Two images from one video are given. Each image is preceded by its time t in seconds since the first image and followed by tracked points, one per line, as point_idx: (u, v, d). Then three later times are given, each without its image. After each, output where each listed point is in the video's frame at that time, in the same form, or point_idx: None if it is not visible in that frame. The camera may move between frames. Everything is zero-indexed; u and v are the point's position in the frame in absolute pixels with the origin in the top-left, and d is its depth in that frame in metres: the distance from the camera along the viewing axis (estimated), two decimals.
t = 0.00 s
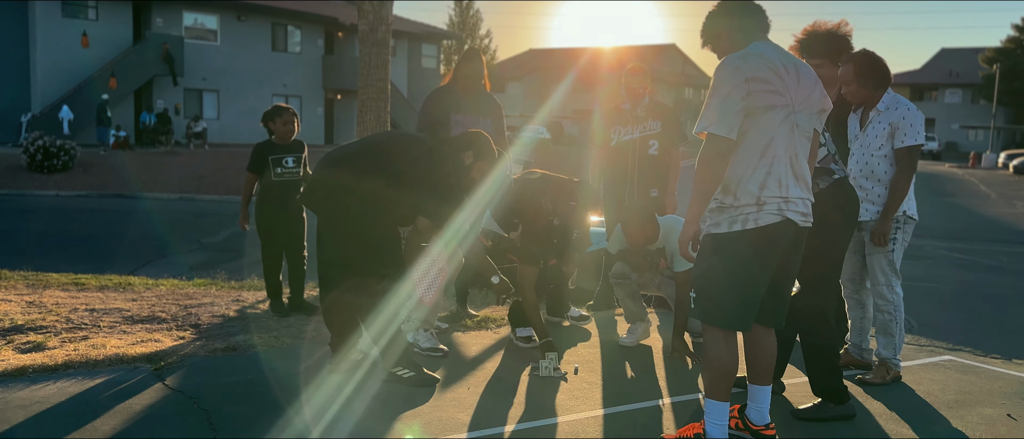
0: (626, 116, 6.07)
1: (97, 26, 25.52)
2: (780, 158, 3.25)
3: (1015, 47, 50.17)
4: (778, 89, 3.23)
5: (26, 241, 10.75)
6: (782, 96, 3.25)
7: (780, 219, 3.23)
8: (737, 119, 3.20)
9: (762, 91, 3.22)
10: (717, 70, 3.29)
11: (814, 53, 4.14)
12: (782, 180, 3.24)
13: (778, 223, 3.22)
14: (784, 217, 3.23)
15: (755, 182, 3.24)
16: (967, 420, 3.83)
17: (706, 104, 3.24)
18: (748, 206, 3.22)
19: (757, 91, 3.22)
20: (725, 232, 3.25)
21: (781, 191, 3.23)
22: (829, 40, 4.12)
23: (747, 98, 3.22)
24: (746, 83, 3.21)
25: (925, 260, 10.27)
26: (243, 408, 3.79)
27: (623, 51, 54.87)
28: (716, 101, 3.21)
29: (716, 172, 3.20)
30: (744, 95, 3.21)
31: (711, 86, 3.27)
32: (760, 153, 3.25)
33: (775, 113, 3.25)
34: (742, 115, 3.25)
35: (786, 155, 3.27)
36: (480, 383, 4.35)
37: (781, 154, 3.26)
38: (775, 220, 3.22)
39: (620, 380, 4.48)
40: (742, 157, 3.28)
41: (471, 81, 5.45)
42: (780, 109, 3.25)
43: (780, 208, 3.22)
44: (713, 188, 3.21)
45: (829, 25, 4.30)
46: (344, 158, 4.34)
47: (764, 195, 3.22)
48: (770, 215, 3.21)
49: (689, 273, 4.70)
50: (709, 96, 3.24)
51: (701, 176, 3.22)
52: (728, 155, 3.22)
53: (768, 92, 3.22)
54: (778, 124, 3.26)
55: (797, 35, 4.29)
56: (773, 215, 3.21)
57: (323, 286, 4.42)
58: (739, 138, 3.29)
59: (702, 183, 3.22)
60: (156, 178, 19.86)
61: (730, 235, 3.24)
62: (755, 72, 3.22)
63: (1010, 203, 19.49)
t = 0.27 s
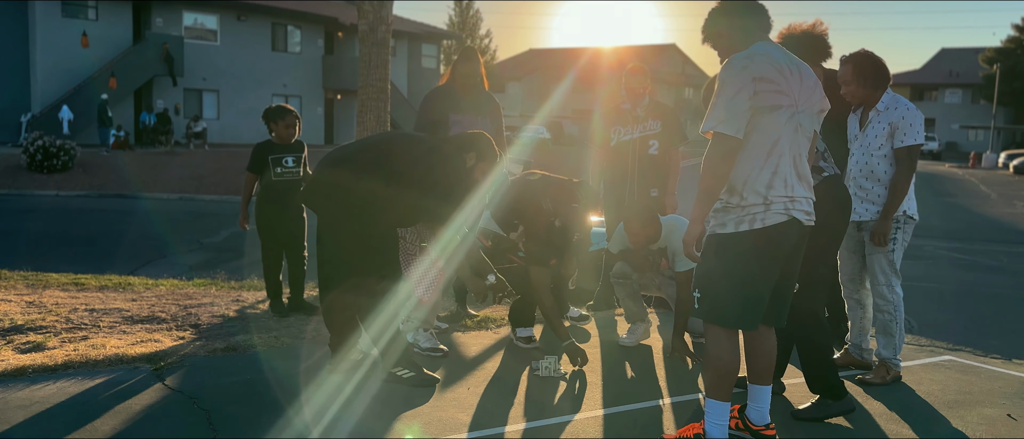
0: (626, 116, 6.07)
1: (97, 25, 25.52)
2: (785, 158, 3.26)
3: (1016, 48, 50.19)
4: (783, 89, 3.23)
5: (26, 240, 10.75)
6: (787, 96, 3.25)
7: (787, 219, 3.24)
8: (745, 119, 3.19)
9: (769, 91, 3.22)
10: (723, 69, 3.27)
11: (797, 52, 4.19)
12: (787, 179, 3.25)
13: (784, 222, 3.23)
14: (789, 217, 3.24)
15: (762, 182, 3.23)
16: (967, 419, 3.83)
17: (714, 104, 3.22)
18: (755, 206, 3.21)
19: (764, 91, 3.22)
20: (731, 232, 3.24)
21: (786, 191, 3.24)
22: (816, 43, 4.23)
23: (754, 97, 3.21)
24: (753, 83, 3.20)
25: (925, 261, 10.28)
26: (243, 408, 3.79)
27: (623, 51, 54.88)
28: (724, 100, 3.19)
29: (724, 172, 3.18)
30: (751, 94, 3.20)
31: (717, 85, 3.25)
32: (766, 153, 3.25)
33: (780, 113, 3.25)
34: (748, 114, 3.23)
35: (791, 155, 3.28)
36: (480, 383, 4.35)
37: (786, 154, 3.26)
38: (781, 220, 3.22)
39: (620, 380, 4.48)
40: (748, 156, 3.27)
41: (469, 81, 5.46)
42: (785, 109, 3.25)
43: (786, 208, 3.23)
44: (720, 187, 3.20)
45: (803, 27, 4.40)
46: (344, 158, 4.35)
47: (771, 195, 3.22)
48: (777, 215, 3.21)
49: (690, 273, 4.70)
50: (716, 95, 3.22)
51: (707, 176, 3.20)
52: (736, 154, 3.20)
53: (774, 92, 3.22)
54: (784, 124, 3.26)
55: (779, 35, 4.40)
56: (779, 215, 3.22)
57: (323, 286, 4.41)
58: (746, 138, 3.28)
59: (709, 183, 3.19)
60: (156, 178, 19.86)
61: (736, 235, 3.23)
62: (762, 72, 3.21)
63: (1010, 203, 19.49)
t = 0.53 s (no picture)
0: (626, 115, 6.06)
1: (97, 26, 25.52)
2: (789, 158, 3.26)
3: (1016, 48, 50.20)
4: (787, 89, 3.24)
5: (26, 240, 10.76)
6: (791, 96, 3.25)
7: (791, 219, 3.24)
8: (750, 119, 3.18)
9: (773, 91, 3.22)
10: (727, 69, 3.27)
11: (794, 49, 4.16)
12: (792, 180, 3.26)
13: (789, 223, 3.23)
14: (794, 217, 3.24)
15: (767, 182, 3.23)
16: (967, 419, 3.83)
17: (719, 103, 3.22)
18: (761, 206, 3.21)
19: (769, 91, 3.22)
20: (736, 233, 3.23)
21: (792, 191, 3.25)
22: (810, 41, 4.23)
23: (759, 97, 3.22)
24: (758, 82, 3.20)
25: (925, 261, 10.29)
26: (243, 409, 3.78)
27: (623, 51, 54.90)
28: (729, 100, 3.18)
29: (729, 172, 3.18)
30: (756, 94, 3.20)
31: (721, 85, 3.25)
32: (771, 153, 3.25)
33: (784, 113, 3.25)
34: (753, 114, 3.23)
35: (795, 155, 3.28)
36: (480, 383, 4.35)
37: (790, 154, 3.26)
38: (786, 220, 3.23)
39: (620, 380, 4.48)
40: (753, 156, 3.26)
41: (462, 80, 5.44)
42: (789, 109, 3.26)
43: (791, 208, 3.23)
44: (725, 188, 3.19)
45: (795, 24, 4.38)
46: (344, 158, 4.35)
47: (776, 195, 3.22)
48: (781, 215, 3.21)
49: (690, 273, 4.70)
50: (720, 95, 3.21)
51: (712, 177, 3.20)
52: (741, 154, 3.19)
53: (779, 91, 3.23)
54: (788, 124, 3.26)
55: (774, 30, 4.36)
56: (784, 215, 3.22)
57: (323, 286, 4.41)
58: (751, 138, 3.28)
59: (714, 183, 3.19)
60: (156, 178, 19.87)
61: (740, 235, 3.22)
62: (766, 72, 3.21)
63: (1010, 204, 19.50)
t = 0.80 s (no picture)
0: (626, 115, 6.07)
1: (97, 26, 25.52)
2: (792, 158, 3.27)
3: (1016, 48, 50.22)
4: (790, 89, 3.24)
5: (27, 241, 10.76)
6: (794, 97, 3.26)
7: (794, 219, 3.24)
8: (754, 119, 3.18)
9: (777, 91, 3.22)
10: (730, 70, 3.26)
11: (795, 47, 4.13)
12: (795, 179, 3.27)
13: (792, 223, 3.24)
14: (797, 217, 3.25)
15: (771, 182, 3.23)
16: (967, 419, 3.84)
17: (722, 105, 3.21)
18: (763, 206, 3.21)
19: (772, 91, 3.22)
20: (740, 233, 3.24)
21: (795, 191, 3.25)
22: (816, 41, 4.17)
23: (763, 97, 3.22)
24: (762, 83, 3.20)
25: (924, 261, 10.30)
26: (242, 409, 3.78)
27: (623, 51, 54.91)
28: (733, 100, 3.18)
29: (732, 172, 3.17)
30: (760, 94, 3.20)
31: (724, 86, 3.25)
32: (774, 153, 3.25)
33: (788, 114, 3.26)
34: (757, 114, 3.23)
35: (798, 155, 3.29)
36: (479, 383, 4.35)
37: (793, 154, 3.27)
38: (789, 220, 3.23)
39: (619, 380, 4.48)
40: (756, 156, 3.27)
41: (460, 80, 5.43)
42: (792, 110, 3.27)
43: (794, 208, 3.24)
44: (729, 188, 3.19)
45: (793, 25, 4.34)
46: (343, 158, 4.33)
47: (780, 196, 3.22)
48: (784, 215, 3.22)
49: (689, 273, 4.71)
50: (724, 96, 3.21)
51: (714, 177, 3.20)
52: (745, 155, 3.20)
53: (782, 92, 3.23)
54: (791, 125, 3.27)
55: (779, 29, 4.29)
56: (787, 215, 3.23)
57: (323, 286, 4.41)
58: (753, 138, 3.27)
59: (718, 183, 3.18)
60: (156, 178, 19.87)
61: (742, 236, 3.23)
62: (770, 72, 3.21)
63: (1010, 203, 19.51)
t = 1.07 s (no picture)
0: (626, 115, 6.07)
1: (97, 26, 25.52)
2: (793, 158, 3.27)
3: (1016, 48, 50.21)
4: (791, 89, 3.24)
5: (27, 241, 10.76)
6: (795, 97, 3.26)
7: (794, 220, 3.24)
8: (755, 119, 3.18)
9: (777, 92, 3.22)
10: (731, 71, 3.26)
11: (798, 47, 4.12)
12: (796, 180, 3.27)
13: (792, 223, 3.24)
14: (797, 217, 3.25)
15: (772, 183, 3.24)
16: (967, 419, 3.84)
17: (722, 105, 3.22)
18: (764, 207, 3.22)
19: (773, 92, 3.22)
20: (740, 233, 3.24)
21: (795, 192, 3.25)
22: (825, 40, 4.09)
23: (764, 98, 3.21)
24: (763, 83, 3.19)
25: (924, 261, 10.31)
26: (242, 409, 3.79)
27: (623, 51, 54.92)
28: (734, 100, 3.18)
29: (733, 172, 3.17)
30: (761, 94, 3.20)
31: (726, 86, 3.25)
32: (775, 154, 3.25)
33: (789, 114, 3.26)
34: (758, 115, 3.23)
35: (799, 156, 3.29)
36: (479, 383, 4.35)
37: (794, 155, 3.28)
38: (789, 221, 3.23)
39: (619, 380, 4.49)
40: (757, 156, 3.27)
41: (460, 80, 5.42)
42: (793, 110, 3.27)
43: (794, 209, 3.24)
44: (730, 188, 3.19)
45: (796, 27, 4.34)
46: (342, 158, 4.32)
47: (780, 197, 3.22)
48: (785, 216, 3.22)
49: (689, 273, 4.70)
50: (725, 96, 3.21)
51: (714, 177, 3.20)
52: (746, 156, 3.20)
53: (782, 92, 3.23)
54: (792, 125, 3.27)
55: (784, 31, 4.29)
56: (787, 216, 3.23)
57: (323, 286, 4.41)
58: (754, 139, 3.27)
59: (718, 184, 3.19)
60: (157, 178, 19.88)
61: (743, 236, 3.23)
62: (771, 73, 3.21)
63: (1010, 203, 19.52)
